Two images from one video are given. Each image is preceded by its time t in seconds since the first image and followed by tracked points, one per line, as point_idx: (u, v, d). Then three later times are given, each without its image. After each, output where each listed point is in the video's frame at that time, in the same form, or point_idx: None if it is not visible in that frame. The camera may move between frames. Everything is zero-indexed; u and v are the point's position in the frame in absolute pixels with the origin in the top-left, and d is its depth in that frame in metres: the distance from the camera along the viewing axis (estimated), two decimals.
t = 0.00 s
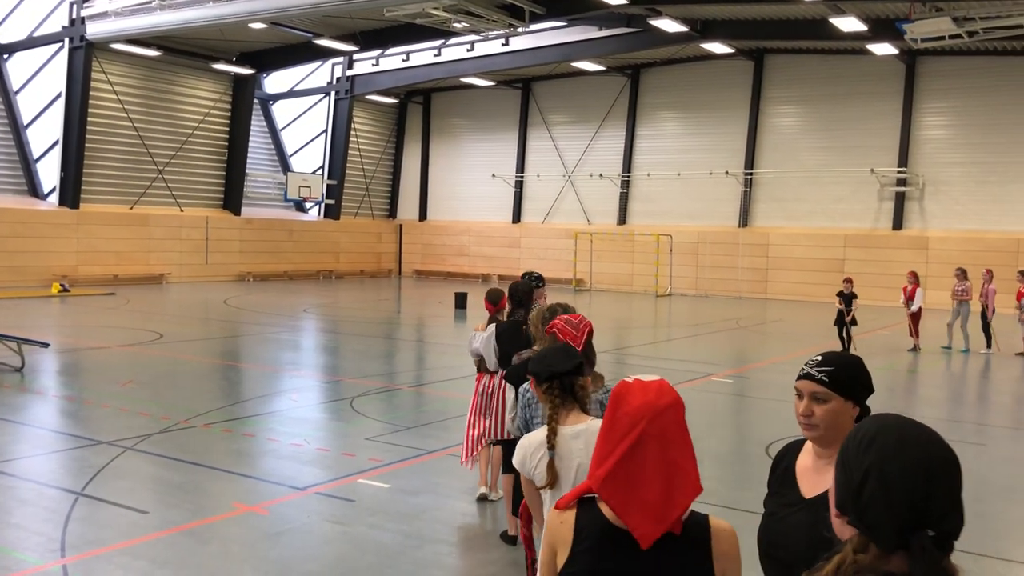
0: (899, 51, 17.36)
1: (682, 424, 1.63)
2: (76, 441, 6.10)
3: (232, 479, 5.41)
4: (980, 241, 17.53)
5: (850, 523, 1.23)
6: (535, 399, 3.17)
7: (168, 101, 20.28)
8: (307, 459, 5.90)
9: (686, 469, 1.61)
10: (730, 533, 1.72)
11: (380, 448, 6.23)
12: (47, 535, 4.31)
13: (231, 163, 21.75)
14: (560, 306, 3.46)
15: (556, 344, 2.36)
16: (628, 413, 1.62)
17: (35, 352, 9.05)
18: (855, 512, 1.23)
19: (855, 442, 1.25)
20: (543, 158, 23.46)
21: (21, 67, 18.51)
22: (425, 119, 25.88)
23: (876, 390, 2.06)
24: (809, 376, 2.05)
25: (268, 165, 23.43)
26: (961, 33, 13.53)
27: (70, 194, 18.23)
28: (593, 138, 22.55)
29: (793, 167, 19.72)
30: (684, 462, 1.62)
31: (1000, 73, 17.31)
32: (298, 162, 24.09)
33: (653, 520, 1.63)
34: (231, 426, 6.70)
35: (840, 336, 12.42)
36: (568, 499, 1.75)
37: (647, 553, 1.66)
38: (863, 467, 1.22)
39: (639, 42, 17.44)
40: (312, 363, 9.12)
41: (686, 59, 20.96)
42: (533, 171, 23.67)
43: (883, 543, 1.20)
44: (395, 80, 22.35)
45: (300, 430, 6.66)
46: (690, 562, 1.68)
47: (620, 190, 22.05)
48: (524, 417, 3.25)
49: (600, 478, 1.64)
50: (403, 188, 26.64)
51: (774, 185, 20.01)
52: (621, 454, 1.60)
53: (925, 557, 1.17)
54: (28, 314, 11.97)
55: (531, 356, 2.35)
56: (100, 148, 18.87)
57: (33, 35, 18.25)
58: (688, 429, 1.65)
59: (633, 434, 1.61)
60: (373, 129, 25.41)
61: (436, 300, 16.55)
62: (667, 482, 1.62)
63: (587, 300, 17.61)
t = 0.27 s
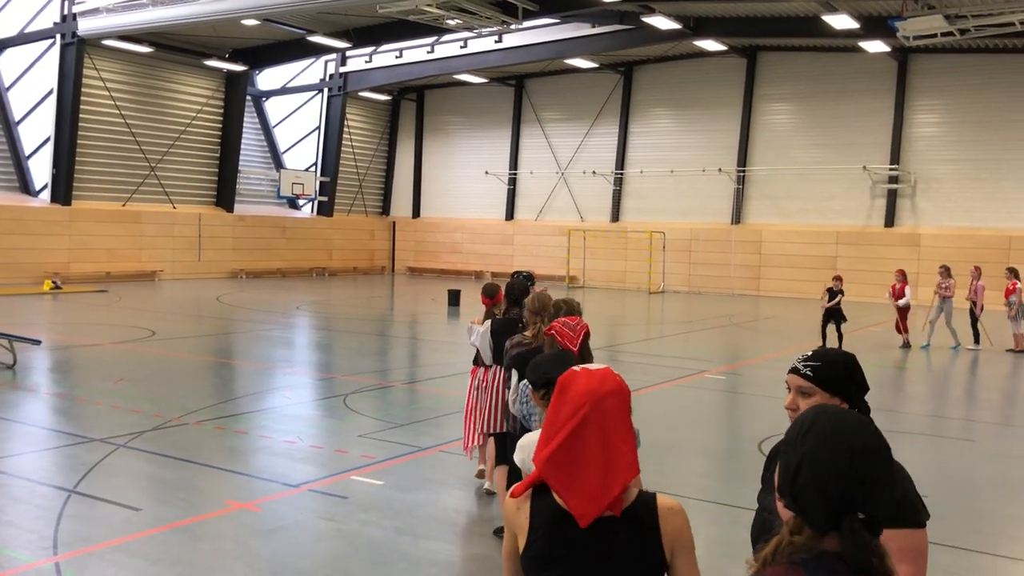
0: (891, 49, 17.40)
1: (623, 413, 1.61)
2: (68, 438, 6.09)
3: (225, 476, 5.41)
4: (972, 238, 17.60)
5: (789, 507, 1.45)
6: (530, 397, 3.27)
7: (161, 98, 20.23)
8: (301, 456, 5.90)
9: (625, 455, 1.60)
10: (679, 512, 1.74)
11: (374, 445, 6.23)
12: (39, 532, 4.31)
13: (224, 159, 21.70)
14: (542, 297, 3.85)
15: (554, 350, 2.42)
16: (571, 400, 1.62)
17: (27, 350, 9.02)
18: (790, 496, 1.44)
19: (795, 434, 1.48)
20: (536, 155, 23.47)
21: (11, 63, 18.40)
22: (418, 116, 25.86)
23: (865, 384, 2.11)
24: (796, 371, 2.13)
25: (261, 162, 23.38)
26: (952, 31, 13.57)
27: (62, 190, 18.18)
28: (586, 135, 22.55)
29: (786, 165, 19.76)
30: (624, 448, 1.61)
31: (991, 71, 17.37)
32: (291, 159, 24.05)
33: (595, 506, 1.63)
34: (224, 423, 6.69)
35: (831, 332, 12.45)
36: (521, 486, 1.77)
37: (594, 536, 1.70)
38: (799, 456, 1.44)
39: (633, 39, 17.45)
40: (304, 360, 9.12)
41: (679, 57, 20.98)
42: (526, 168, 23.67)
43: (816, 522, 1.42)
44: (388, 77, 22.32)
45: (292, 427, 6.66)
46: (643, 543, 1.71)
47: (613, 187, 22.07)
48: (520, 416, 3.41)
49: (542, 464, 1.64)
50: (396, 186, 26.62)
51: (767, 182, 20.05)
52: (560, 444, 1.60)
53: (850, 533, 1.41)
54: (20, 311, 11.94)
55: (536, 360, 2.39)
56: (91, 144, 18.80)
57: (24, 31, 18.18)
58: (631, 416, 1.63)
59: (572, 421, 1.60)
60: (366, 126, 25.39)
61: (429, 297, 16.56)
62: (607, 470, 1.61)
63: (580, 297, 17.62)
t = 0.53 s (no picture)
0: (885, 46, 17.43)
1: (597, 382, 1.73)
2: (62, 436, 6.07)
3: (220, 474, 5.40)
4: (966, 236, 17.65)
5: (739, 498, 1.48)
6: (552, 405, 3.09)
7: (154, 95, 20.16)
8: (296, 454, 5.89)
9: (596, 419, 1.72)
10: (650, 491, 1.81)
11: (369, 442, 6.23)
12: (33, 530, 4.30)
13: (218, 157, 21.64)
14: (558, 292, 3.75)
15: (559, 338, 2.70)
16: (550, 369, 1.76)
17: (20, 347, 8.99)
18: (740, 490, 1.48)
19: (747, 432, 1.52)
20: (531, 153, 23.46)
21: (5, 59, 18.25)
22: (413, 113, 25.82)
23: (861, 382, 2.02)
24: (787, 365, 2.07)
25: (255, 160, 23.31)
26: (946, 28, 13.60)
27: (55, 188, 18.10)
28: (581, 132, 22.54)
29: (780, 162, 19.79)
30: (596, 415, 1.72)
31: (985, 69, 17.41)
32: (285, 156, 24.00)
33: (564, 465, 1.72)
34: (219, 421, 6.68)
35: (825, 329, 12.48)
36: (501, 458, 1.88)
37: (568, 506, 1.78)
38: (750, 452, 1.49)
39: (629, 36, 17.44)
40: (300, 358, 9.10)
41: (674, 54, 20.98)
42: (521, 166, 23.66)
43: (765, 511, 1.44)
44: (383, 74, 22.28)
45: (287, 425, 6.65)
46: (614, 521, 1.78)
47: (608, 184, 22.07)
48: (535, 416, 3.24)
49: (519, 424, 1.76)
50: (391, 183, 26.58)
51: (761, 179, 20.07)
52: (536, 400, 1.72)
53: (797, 524, 1.43)
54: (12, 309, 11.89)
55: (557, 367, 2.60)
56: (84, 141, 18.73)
57: (17, 28, 18.11)
58: (607, 389, 1.75)
59: (551, 382, 1.73)
60: (361, 123, 25.34)
61: (424, 295, 16.54)
62: (577, 433, 1.72)
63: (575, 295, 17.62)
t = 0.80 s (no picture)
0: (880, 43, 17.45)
1: (599, 389, 1.86)
2: (56, 434, 6.06)
3: (215, 471, 5.39)
4: (960, 233, 17.69)
5: (690, 484, 1.48)
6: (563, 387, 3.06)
7: (148, 91, 20.10)
8: (291, 451, 5.88)
9: (595, 428, 1.85)
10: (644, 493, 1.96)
11: (364, 440, 6.22)
12: (27, 528, 4.29)
13: (212, 154, 21.58)
14: (545, 287, 3.71)
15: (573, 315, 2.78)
16: (556, 380, 1.89)
17: (13, 345, 8.97)
18: (695, 476, 1.47)
19: (704, 424, 1.52)
20: (526, 150, 23.44)
21: None
22: (408, 110, 25.79)
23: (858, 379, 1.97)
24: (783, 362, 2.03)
25: (249, 156, 23.25)
26: (941, 26, 13.62)
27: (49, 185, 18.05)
28: (576, 129, 22.52)
29: (775, 159, 19.81)
30: (596, 425, 1.85)
31: (979, 66, 17.45)
32: (279, 153, 23.94)
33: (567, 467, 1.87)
34: (214, 419, 6.67)
35: (819, 327, 12.50)
36: (508, 458, 2.02)
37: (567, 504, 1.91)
38: (706, 443, 1.49)
39: (625, 33, 17.44)
40: (295, 355, 9.09)
41: (669, 51, 20.97)
42: (517, 163, 23.65)
43: (711, 493, 1.44)
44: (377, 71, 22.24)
45: (283, 422, 6.64)
46: (610, 520, 1.91)
47: (604, 182, 22.07)
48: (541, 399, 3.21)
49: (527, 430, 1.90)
50: (386, 180, 26.54)
51: (756, 177, 20.08)
52: (543, 407, 1.87)
53: (742, 509, 1.42)
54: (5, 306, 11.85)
55: (555, 329, 2.78)
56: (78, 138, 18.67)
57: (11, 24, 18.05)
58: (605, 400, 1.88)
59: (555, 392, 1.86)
60: (355, 120, 25.29)
61: (419, 292, 16.53)
62: (579, 438, 1.85)
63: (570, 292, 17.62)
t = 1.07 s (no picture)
0: (876, 43, 17.47)
1: (611, 397, 2.05)
2: (52, 434, 6.05)
3: (211, 471, 5.39)
4: (955, 232, 17.71)
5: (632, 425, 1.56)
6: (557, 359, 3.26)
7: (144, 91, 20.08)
8: (287, 451, 5.88)
9: (611, 428, 2.07)
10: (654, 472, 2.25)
11: (360, 439, 6.23)
12: (23, 528, 4.29)
13: (208, 153, 21.55)
14: (532, 285, 3.78)
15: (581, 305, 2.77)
16: (573, 382, 2.06)
17: (9, 344, 8.97)
18: (638, 417, 1.54)
19: (643, 367, 1.57)
20: (522, 149, 23.44)
21: None
22: (404, 109, 25.76)
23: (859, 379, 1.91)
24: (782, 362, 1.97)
25: (245, 155, 23.23)
26: (936, 25, 13.63)
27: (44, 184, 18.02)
28: (573, 128, 22.52)
29: (770, 158, 19.83)
30: (611, 423, 2.07)
31: (975, 65, 17.48)
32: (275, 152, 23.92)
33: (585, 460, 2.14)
34: (209, 418, 6.66)
35: (813, 325, 12.53)
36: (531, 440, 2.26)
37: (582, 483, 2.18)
38: (643, 385, 1.54)
39: (620, 32, 17.45)
40: (290, 354, 9.09)
41: (665, 50, 20.98)
42: (513, 162, 23.65)
43: (652, 430, 1.52)
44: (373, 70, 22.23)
45: (278, 422, 6.64)
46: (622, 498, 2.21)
47: (599, 181, 22.08)
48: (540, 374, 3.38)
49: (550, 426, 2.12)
50: (382, 179, 26.53)
51: (752, 176, 20.10)
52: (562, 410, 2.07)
53: (680, 443, 1.51)
54: None
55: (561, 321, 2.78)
56: (73, 137, 18.64)
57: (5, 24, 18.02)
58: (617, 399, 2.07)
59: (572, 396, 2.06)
60: (351, 120, 25.28)
61: (415, 291, 16.53)
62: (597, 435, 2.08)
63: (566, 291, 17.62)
